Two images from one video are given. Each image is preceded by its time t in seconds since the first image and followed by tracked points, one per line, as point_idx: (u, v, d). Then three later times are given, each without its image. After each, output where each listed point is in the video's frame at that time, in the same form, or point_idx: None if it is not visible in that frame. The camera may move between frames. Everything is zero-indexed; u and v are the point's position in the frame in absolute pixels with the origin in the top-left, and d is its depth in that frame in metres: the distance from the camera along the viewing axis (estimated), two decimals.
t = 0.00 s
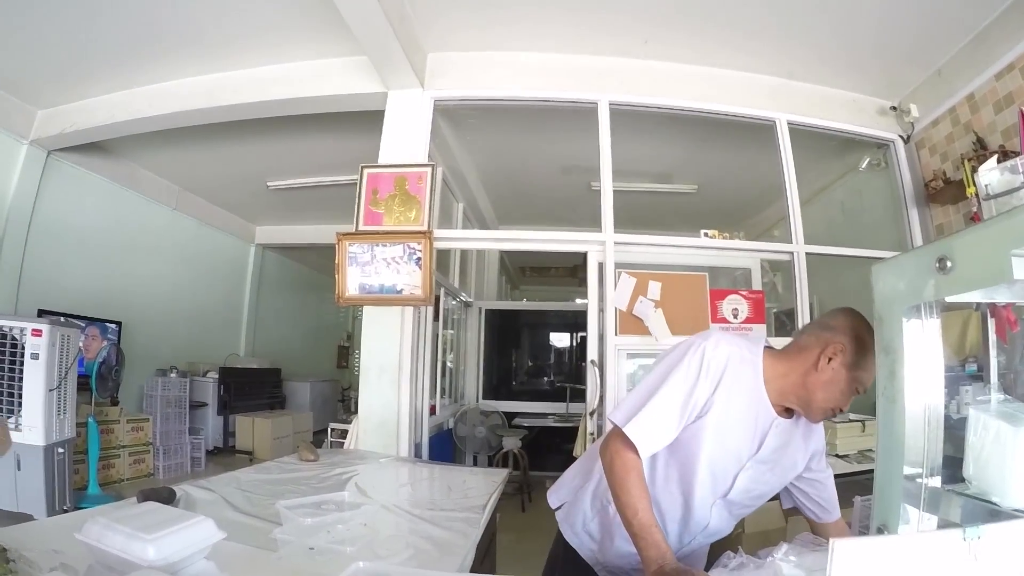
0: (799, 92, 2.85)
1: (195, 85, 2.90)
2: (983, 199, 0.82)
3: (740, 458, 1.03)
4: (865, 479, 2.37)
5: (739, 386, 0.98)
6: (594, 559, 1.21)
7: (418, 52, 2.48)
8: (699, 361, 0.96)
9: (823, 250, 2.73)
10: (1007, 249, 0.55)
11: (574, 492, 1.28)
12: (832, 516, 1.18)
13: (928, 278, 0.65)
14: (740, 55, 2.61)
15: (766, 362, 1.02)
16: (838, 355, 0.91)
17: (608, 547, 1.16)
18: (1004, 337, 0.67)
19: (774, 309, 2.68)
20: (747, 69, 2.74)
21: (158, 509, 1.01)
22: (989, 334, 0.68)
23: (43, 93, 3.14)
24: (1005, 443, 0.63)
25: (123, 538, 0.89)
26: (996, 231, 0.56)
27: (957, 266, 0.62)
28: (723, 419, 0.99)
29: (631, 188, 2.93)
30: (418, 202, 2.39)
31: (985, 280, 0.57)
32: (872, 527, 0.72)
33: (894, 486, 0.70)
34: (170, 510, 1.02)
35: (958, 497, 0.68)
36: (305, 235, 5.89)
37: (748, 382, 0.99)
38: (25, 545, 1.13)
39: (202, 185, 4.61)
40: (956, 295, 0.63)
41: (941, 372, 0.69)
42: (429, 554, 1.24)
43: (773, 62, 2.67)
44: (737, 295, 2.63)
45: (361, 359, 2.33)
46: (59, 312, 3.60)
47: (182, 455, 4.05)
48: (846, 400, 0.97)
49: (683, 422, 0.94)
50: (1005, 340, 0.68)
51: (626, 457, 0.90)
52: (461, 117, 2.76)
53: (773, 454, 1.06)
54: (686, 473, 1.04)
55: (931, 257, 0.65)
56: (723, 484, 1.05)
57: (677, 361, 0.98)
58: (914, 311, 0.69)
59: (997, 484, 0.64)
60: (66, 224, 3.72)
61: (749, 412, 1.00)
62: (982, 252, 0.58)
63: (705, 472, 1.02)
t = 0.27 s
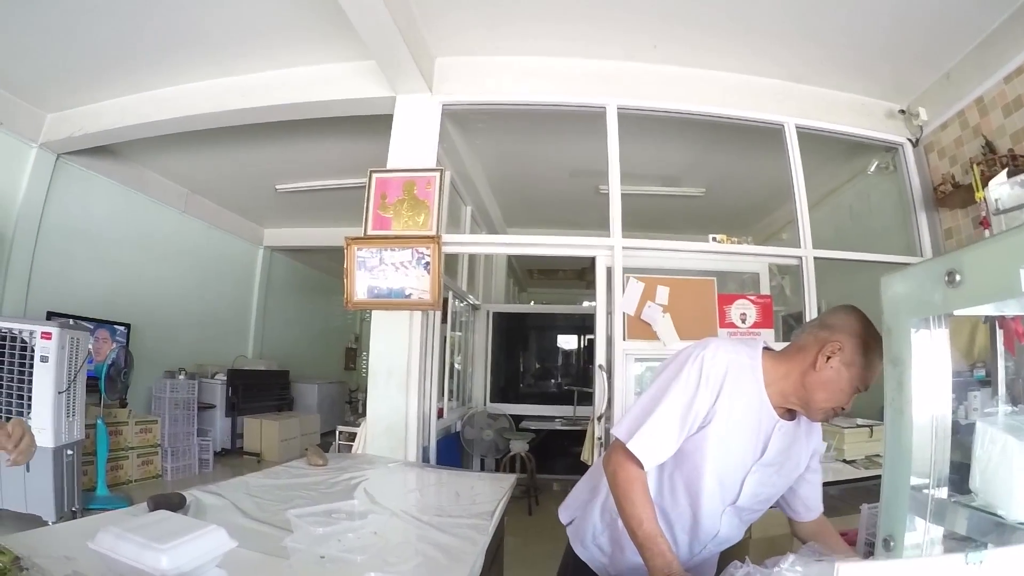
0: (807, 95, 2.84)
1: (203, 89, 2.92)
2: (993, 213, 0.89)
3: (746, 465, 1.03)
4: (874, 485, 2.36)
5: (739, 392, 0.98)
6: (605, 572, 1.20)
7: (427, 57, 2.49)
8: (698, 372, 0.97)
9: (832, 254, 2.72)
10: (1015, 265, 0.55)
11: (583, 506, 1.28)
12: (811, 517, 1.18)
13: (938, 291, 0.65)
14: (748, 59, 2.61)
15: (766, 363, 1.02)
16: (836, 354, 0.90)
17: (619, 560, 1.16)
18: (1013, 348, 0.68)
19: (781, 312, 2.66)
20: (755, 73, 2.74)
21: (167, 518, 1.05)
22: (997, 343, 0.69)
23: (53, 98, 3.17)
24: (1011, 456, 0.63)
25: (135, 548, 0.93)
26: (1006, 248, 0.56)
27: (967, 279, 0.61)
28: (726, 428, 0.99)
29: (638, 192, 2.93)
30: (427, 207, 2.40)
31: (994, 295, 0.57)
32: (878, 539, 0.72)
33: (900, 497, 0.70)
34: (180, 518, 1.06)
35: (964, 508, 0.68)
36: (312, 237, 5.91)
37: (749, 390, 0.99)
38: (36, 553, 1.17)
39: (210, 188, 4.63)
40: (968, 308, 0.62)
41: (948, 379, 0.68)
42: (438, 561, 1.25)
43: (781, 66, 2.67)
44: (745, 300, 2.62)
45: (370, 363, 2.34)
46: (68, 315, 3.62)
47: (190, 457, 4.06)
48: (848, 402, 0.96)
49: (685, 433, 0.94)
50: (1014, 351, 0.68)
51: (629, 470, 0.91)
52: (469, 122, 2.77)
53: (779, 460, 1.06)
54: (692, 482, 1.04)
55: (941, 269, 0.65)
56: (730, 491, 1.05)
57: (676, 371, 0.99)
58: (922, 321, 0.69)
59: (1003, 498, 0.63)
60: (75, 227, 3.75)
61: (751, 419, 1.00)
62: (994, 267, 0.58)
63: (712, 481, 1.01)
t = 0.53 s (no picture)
0: (804, 98, 2.85)
1: (201, 92, 2.91)
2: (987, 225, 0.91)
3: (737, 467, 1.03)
4: (870, 487, 2.36)
5: (727, 395, 0.99)
6: None
7: (424, 59, 2.48)
8: (684, 378, 0.98)
9: (827, 257, 2.73)
10: (1009, 274, 0.56)
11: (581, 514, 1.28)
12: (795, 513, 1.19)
13: (933, 300, 0.65)
14: (745, 62, 2.61)
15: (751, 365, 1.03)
16: (821, 352, 0.92)
17: (617, 566, 1.16)
18: (1005, 355, 0.66)
19: (777, 314, 2.68)
20: (752, 76, 2.74)
21: (169, 525, 1.23)
22: (991, 348, 0.67)
23: (49, 99, 3.16)
24: (1004, 463, 0.61)
25: (138, 556, 1.10)
26: (999, 257, 0.57)
27: (962, 288, 0.61)
28: (715, 432, 0.99)
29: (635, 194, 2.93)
30: (424, 210, 2.40)
31: (988, 305, 0.58)
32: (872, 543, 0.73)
33: (894, 501, 0.71)
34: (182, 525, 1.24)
35: (957, 514, 0.67)
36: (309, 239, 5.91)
37: (737, 394, 1.00)
38: (37, 559, 1.17)
39: (207, 190, 4.63)
40: (962, 317, 0.63)
41: (942, 383, 0.68)
42: (436, 566, 1.25)
43: (777, 69, 2.67)
44: (741, 302, 2.63)
45: (367, 366, 2.34)
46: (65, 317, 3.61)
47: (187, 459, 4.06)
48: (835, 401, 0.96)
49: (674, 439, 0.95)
50: (1007, 357, 0.66)
51: (622, 478, 0.92)
52: (466, 125, 2.77)
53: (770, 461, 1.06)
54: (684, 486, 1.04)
55: (936, 279, 0.65)
56: (722, 493, 1.05)
57: (664, 378, 1.00)
58: (917, 328, 0.69)
59: (994, 504, 0.62)
60: (72, 229, 3.74)
61: (740, 423, 1.00)
62: (988, 276, 0.58)
63: (704, 485, 1.02)
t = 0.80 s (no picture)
0: (798, 102, 2.86)
1: (197, 95, 2.92)
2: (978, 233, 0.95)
3: (724, 470, 1.04)
4: (864, 490, 2.37)
5: (711, 399, 1.01)
6: None
7: (419, 64, 2.49)
8: (668, 383, 0.99)
9: (821, 261, 2.75)
10: (997, 283, 0.55)
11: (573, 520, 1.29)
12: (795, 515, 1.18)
13: (922, 307, 0.64)
14: (739, 67, 2.63)
15: (737, 369, 1.04)
16: (802, 354, 0.92)
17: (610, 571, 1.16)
18: (997, 361, 0.66)
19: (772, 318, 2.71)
20: (746, 80, 2.76)
21: (167, 531, 1.30)
22: (982, 355, 0.67)
23: (45, 103, 3.16)
24: (994, 471, 0.61)
25: (139, 562, 1.14)
26: (988, 266, 0.55)
27: (950, 296, 0.60)
28: (701, 435, 1.01)
29: (630, 198, 2.94)
30: (419, 214, 2.41)
31: (976, 314, 0.56)
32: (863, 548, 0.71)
33: (885, 506, 0.70)
34: (179, 532, 1.30)
35: (948, 518, 0.67)
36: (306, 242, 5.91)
37: (722, 397, 1.01)
38: (34, 565, 1.18)
39: (203, 193, 4.63)
40: (951, 325, 0.61)
41: (933, 390, 0.68)
42: (432, 571, 1.25)
43: (771, 74, 2.69)
44: (735, 306, 2.65)
45: (362, 370, 2.34)
46: (61, 321, 3.61)
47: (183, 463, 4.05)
48: (821, 401, 0.96)
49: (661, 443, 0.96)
50: (998, 363, 0.66)
51: (611, 484, 0.93)
52: (461, 129, 2.78)
53: (758, 462, 1.07)
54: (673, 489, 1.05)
55: (925, 286, 0.64)
56: (711, 495, 1.06)
57: (648, 384, 1.02)
58: (907, 334, 0.68)
59: (984, 509, 0.62)
60: (68, 232, 3.74)
61: (725, 426, 1.02)
62: (975, 283, 0.57)
63: (692, 488, 1.03)
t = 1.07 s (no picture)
0: (796, 102, 2.86)
1: (196, 95, 2.91)
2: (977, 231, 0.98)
3: (718, 467, 1.04)
4: (863, 489, 2.37)
5: (703, 397, 1.01)
6: None
7: (418, 64, 2.50)
8: (659, 381, 1.00)
9: (820, 260, 2.75)
10: (995, 282, 0.55)
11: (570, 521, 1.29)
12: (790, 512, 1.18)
13: (921, 307, 0.65)
14: (736, 67, 2.64)
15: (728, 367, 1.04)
16: (793, 348, 0.93)
17: (608, 571, 1.16)
18: (994, 360, 0.65)
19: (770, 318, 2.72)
20: (744, 80, 2.76)
21: (165, 531, 1.30)
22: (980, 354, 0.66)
23: (44, 103, 3.15)
24: (992, 471, 0.61)
25: (137, 562, 1.14)
26: (985, 265, 0.56)
27: (948, 295, 0.61)
28: (693, 433, 1.01)
29: (628, 198, 2.95)
30: (417, 214, 2.41)
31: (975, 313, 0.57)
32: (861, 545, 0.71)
33: (884, 505, 0.70)
34: (177, 532, 1.30)
35: (947, 517, 0.67)
36: (305, 242, 5.91)
37: (714, 394, 1.02)
38: (32, 565, 1.17)
39: (202, 193, 4.62)
40: (949, 324, 0.62)
41: (931, 389, 0.68)
42: (430, 571, 1.25)
43: (769, 74, 2.69)
44: (734, 305, 2.65)
45: (361, 370, 2.34)
46: (59, 321, 3.60)
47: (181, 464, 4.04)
48: (813, 395, 0.96)
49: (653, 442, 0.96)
50: (995, 362, 0.65)
51: (607, 483, 0.93)
52: (459, 129, 2.78)
53: (753, 459, 1.07)
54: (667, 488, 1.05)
55: (924, 285, 0.64)
56: (707, 492, 1.05)
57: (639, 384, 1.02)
58: (906, 333, 0.68)
59: (981, 508, 0.62)
60: (66, 232, 3.73)
61: (718, 423, 1.02)
62: (972, 283, 0.57)
63: (686, 486, 1.03)
